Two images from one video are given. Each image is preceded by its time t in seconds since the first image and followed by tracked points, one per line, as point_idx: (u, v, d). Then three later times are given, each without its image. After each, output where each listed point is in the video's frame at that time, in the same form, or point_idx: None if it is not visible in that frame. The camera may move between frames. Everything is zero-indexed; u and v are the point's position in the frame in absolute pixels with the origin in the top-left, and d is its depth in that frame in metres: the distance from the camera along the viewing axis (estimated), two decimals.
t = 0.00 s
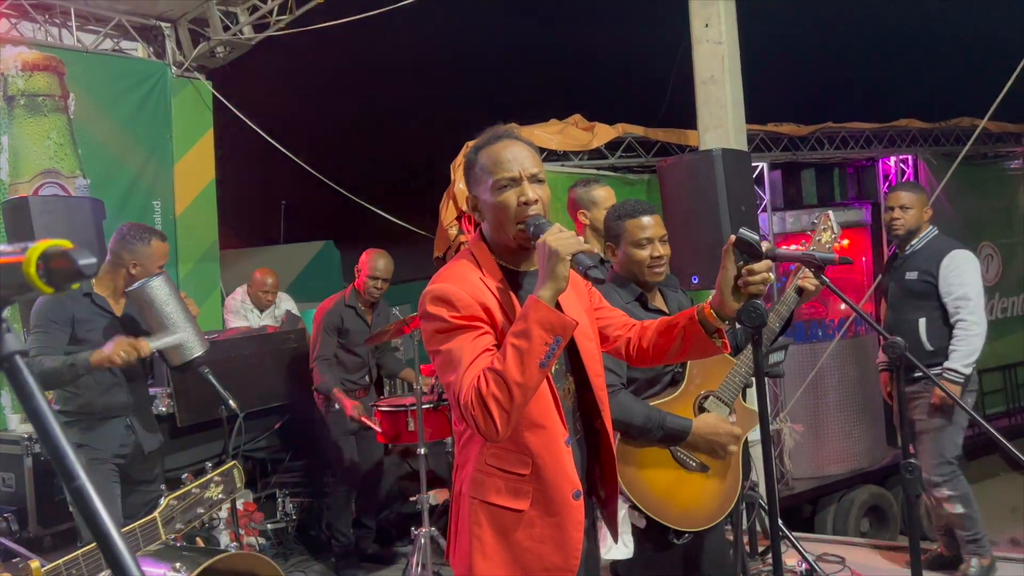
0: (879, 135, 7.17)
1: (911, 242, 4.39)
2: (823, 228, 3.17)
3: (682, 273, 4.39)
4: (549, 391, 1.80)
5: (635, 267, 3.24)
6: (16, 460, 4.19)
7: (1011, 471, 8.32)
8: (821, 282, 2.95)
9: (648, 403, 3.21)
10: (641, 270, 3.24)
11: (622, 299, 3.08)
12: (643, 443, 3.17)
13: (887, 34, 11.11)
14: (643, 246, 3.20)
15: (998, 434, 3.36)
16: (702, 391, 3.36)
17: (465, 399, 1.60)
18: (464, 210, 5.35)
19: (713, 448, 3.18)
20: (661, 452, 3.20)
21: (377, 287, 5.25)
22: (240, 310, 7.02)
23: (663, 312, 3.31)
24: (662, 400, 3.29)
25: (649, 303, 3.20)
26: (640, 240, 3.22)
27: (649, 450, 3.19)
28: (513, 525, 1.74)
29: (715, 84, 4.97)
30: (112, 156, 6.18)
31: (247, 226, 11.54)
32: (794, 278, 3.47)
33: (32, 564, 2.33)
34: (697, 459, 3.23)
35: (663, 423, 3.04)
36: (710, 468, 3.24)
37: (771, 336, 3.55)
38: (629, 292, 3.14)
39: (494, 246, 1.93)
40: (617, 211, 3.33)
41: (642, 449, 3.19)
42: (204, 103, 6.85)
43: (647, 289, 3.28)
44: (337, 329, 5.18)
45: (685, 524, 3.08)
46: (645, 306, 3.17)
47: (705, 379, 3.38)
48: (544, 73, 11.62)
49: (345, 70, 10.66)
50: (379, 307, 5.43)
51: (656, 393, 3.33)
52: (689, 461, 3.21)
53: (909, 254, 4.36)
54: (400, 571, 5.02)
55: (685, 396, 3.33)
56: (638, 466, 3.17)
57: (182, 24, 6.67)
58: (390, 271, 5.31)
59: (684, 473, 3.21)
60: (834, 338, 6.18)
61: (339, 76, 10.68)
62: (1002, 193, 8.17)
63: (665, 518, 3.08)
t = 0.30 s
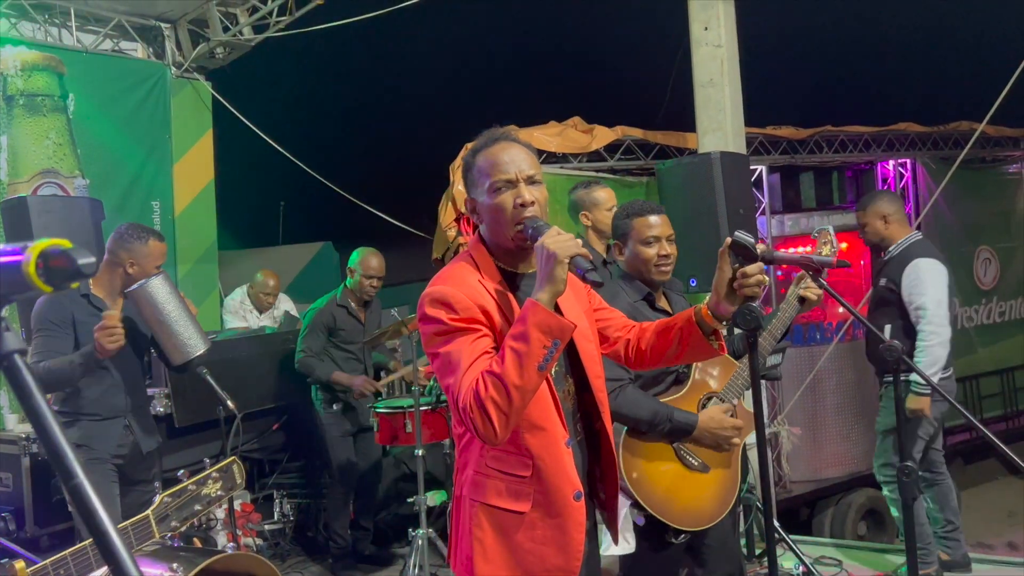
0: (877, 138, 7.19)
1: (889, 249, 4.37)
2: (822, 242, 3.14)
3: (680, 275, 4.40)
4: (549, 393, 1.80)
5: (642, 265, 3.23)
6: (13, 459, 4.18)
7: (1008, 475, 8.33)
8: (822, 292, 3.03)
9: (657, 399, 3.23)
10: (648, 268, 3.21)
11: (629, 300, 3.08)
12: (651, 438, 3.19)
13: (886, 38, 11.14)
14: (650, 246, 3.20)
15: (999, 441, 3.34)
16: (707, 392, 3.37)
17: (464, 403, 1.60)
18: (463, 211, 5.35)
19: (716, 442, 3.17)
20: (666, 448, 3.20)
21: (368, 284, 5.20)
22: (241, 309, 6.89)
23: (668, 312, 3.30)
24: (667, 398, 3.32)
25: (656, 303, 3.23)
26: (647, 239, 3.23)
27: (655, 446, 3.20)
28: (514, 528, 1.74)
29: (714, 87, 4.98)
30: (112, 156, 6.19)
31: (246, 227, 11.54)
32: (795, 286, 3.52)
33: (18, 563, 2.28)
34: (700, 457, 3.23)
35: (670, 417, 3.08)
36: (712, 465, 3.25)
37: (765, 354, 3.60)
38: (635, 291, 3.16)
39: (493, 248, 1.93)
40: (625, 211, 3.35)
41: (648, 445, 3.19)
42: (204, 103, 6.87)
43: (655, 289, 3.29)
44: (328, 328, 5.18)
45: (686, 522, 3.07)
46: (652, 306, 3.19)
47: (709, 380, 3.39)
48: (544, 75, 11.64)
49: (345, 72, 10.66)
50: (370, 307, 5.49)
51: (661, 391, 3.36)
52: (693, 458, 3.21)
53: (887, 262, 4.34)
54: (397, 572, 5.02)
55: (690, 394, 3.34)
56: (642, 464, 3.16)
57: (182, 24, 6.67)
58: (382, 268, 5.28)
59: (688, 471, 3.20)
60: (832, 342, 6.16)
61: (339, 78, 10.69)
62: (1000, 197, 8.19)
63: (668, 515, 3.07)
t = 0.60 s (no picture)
0: (876, 145, 7.21)
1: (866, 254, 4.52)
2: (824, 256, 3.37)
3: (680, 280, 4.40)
4: (544, 396, 1.80)
5: (650, 269, 3.24)
6: (13, 462, 4.18)
7: (1008, 481, 8.33)
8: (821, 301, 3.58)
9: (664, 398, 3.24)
10: (657, 271, 3.23)
11: (636, 303, 3.11)
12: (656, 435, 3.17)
13: (887, 44, 11.16)
14: (660, 249, 3.20)
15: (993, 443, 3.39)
16: (712, 391, 3.40)
17: (454, 407, 1.61)
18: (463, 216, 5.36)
19: (722, 448, 3.19)
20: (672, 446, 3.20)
21: (348, 287, 5.32)
22: (240, 314, 6.84)
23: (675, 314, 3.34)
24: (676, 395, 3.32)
25: (664, 305, 3.27)
26: (657, 242, 3.22)
27: (661, 442, 3.19)
28: (512, 532, 1.74)
29: (714, 93, 4.99)
30: (112, 159, 6.20)
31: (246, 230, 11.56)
32: (796, 296, 3.67)
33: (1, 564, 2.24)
34: (704, 455, 3.24)
35: (675, 417, 3.07)
36: (717, 467, 3.27)
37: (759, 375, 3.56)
38: (643, 293, 3.21)
39: (491, 252, 1.94)
40: (637, 216, 3.33)
41: (653, 442, 3.18)
42: (204, 107, 6.87)
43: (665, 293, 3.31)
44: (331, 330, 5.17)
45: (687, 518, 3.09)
46: (660, 308, 3.23)
47: (714, 380, 3.41)
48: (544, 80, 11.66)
49: (346, 76, 10.67)
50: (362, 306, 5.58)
51: (667, 391, 3.34)
52: (698, 455, 3.22)
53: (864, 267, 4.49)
54: None
55: (697, 393, 3.36)
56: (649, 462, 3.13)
57: (183, 28, 6.67)
58: (364, 270, 5.41)
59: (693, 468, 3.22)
60: (832, 348, 6.11)
61: (340, 82, 10.70)
62: (1000, 203, 8.20)
63: (672, 511, 3.07)
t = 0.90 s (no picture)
0: (876, 148, 7.22)
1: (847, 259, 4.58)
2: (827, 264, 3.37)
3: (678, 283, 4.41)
4: (549, 404, 1.81)
5: (654, 270, 3.23)
6: (12, 463, 4.18)
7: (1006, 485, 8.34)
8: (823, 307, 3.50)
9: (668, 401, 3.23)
10: (663, 272, 3.21)
11: (639, 304, 3.13)
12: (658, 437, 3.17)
13: (886, 48, 11.18)
14: (664, 250, 3.19)
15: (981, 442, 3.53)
16: (714, 396, 3.41)
17: (463, 411, 1.62)
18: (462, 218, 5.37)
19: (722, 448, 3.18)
20: (675, 450, 3.20)
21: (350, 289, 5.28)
22: (239, 316, 6.84)
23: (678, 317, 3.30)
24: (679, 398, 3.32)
25: (665, 308, 3.24)
26: (662, 244, 3.23)
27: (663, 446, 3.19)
28: (510, 538, 1.75)
29: (714, 96, 5.00)
30: (112, 161, 6.21)
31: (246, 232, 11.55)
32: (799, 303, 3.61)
33: None
34: (705, 459, 3.25)
35: (680, 417, 3.09)
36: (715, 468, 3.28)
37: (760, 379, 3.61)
38: (646, 294, 3.19)
39: (496, 256, 1.94)
40: (641, 219, 3.37)
41: (655, 444, 3.17)
42: (205, 109, 6.88)
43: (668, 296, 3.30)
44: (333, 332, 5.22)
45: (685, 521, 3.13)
46: (662, 310, 3.22)
47: (717, 386, 3.41)
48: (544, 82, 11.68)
49: (347, 78, 10.68)
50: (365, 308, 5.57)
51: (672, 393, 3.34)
52: (699, 460, 3.22)
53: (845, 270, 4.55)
54: None
55: (698, 398, 3.37)
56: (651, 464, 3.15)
57: (184, 30, 6.66)
58: (368, 272, 5.35)
59: (692, 471, 3.23)
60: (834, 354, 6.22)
61: (341, 84, 10.70)
62: (999, 207, 8.21)
63: (672, 516, 3.12)
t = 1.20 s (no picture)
0: (875, 149, 7.24)
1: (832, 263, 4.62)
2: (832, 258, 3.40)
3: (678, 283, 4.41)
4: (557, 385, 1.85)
5: (647, 270, 3.16)
6: (12, 463, 4.17)
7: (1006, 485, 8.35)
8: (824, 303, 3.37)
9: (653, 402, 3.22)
10: (655, 273, 3.15)
11: (627, 305, 3.16)
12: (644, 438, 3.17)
13: (885, 48, 11.18)
14: (656, 252, 3.09)
15: (977, 439, 3.57)
16: (703, 393, 3.41)
17: (492, 398, 1.62)
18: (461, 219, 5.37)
19: (712, 438, 3.21)
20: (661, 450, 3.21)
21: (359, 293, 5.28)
22: (239, 317, 6.84)
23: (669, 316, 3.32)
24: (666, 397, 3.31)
25: (657, 307, 3.27)
26: (653, 245, 3.13)
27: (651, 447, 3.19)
28: (562, 523, 1.75)
29: (713, 97, 5.01)
30: (112, 161, 6.22)
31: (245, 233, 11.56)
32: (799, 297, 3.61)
33: None
34: (692, 456, 3.25)
35: (661, 415, 3.05)
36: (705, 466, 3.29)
37: (758, 370, 3.62)
38: (637, 295, 3.22)
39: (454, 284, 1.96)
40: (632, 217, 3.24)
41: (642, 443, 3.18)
42: (205, 109, 6.89)
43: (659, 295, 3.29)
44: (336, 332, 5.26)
45: (673, 520, 3.14)
46: (653, 310, 3.24)
47: (704, 383, 3.42)
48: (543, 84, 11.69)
49: (346, 79, 10.69)
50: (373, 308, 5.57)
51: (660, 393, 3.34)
52: (686, 459, 3.23)
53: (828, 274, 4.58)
54: None
55: (687, 395, 3.37)
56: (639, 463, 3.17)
57: (184, 31, 6.67)
58: (374, 275, 5.34)
59: (680, 469, 3.24)
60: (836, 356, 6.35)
61: (340, 85, 10.70)
62: (998, 208, 8.22)
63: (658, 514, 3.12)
